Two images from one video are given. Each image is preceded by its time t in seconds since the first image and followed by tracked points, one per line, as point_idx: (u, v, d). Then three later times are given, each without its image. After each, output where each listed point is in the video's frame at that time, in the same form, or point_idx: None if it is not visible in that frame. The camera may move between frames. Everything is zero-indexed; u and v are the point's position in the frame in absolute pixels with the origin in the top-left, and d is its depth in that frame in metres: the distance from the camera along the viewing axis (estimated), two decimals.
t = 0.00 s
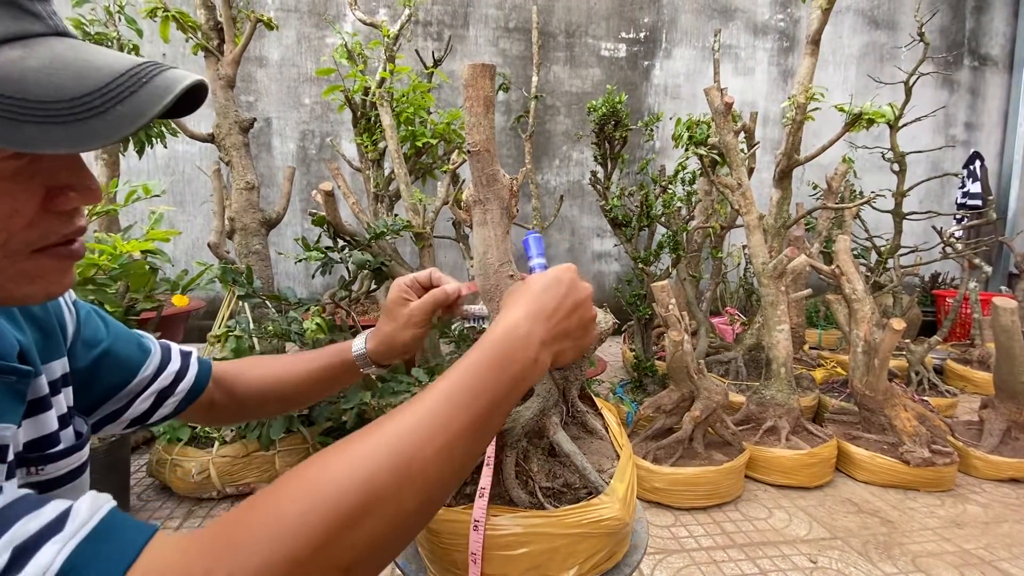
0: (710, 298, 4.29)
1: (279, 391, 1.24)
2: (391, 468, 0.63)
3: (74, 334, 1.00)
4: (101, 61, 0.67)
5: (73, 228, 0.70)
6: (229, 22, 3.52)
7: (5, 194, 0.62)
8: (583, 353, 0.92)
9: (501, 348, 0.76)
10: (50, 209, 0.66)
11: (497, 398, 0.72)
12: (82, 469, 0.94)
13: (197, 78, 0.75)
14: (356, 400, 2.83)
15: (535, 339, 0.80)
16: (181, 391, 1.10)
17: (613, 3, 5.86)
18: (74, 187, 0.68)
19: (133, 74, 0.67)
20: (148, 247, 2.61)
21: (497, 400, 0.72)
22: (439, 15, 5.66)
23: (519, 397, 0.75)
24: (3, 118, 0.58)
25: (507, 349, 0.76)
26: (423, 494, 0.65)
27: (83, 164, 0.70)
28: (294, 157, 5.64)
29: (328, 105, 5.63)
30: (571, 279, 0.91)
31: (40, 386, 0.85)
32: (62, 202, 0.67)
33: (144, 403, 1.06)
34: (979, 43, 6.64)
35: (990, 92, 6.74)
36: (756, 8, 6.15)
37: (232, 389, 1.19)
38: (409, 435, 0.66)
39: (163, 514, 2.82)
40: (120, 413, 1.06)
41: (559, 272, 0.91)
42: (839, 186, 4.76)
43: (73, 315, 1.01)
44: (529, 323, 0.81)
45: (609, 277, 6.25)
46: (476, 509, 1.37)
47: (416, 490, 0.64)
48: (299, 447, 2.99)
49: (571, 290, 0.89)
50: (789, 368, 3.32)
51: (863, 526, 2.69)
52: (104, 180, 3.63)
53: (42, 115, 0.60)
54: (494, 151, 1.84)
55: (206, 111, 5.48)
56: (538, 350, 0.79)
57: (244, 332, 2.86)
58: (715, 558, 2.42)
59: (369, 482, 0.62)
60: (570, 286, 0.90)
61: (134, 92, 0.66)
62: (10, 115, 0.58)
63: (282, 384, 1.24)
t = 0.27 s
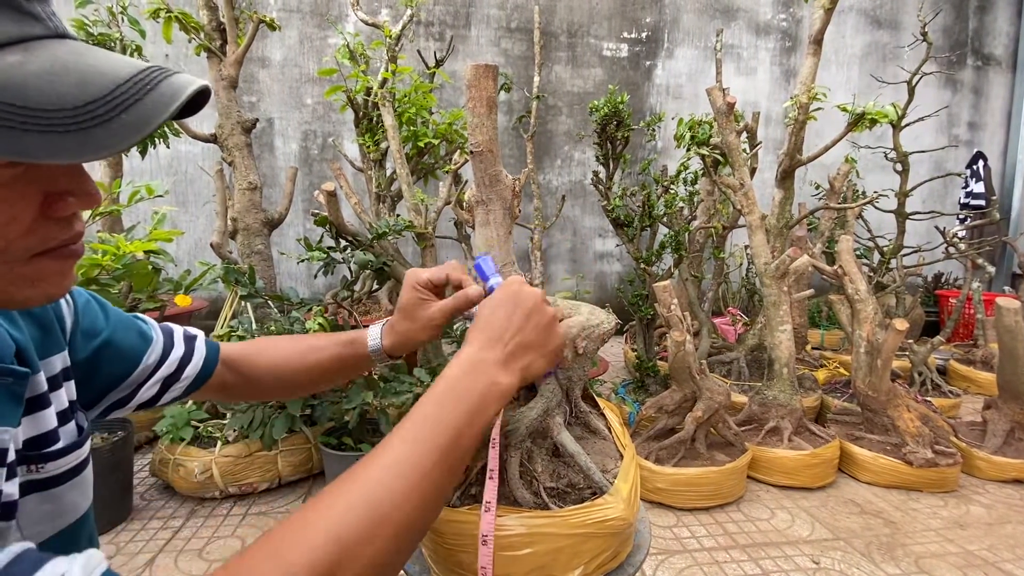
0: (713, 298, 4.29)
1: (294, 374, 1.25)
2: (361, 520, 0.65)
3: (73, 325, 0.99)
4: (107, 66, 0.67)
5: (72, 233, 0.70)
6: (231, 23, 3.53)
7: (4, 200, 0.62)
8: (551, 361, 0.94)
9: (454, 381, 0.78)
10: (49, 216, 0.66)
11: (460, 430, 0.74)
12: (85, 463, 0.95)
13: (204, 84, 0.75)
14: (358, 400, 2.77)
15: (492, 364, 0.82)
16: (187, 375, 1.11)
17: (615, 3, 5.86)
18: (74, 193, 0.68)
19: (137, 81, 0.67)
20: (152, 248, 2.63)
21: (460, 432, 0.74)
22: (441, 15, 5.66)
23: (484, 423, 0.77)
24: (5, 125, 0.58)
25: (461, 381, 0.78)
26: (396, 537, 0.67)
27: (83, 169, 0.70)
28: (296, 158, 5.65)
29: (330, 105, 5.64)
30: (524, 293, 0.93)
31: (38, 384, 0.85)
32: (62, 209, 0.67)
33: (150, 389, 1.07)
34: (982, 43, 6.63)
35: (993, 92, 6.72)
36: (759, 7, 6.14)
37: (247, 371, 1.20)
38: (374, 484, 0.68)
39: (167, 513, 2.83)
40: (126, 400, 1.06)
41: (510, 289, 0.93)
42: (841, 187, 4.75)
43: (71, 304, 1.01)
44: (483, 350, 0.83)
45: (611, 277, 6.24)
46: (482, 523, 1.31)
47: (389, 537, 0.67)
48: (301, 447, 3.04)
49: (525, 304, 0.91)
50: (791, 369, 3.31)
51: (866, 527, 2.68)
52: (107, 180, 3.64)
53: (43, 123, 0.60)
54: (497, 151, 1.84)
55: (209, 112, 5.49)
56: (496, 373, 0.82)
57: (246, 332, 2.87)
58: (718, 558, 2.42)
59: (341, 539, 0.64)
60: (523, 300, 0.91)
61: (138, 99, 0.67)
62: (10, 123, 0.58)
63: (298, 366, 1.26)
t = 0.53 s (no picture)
0: (714, 298, 4.28)
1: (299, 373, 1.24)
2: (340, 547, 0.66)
3: (79, 327, 0.99)
4: (114, 78, 0.67)
5: (74, 240, 0.70)
6: (233, 24, 3.53)
7: (6, 210, 0.62)
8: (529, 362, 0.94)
9: (422, 399, 0.78)
10: (52, 225, 0.66)
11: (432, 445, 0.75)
12: (92, 464, 0.95)
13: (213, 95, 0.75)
14: (360, 400, 2.76)
15: (461, 375, 0.82)
16: (193, 376, 1.11)
17: (616, 3, 5.86)
18: (77, 201, 0.68)
19: (145, 93, 0.67)
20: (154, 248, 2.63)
21: (432, 448, 0.75)
22: (443, 15, 5.66)
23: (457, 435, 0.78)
24: (13, 140, 0.58)
25: (429, 398, 0.78)
26: (377, 557, 0.69)
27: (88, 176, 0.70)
28: (298, 158, 5.66)
29: (332, 106, 5.65)
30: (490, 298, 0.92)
31: (44, 386, 0.86)
32: (64, 217, 0.67)
33: (156, 389, 1.07)
34: (984, 42, 6.61)
35: (996, 92, 6.71)
36: (761, 7, 6.13)
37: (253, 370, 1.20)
38: (350, 511, 0.68)
39: (168, 513, 2.83)
40: (132, 401, 1.06)
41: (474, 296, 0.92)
42: (843, 186, 4.74)
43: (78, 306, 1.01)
44: (450, 364, 0.83)
45: (612, 277, 6.24)
46: (469, 512, 1.27)
47: (370, 559, 0.68)
48: (303, 446, 3.05)
49: (493, 309, 0.90)
50: (792, 369, 3.31)
51: (868, 527, 2.68)
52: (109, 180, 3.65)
53: (51, 137, 0.60)
54: (498, 152, 1.84)
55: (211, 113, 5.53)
56: (466, 385, 0.82)
57: (248, 332, 2.88)
58: (719, 558, 2.42)
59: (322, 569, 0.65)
60: (490, 306, 0.90)
61: (147, 112, 0.67)
62: (16, 137, 0.58)
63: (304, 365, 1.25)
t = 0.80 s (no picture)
0: (716, 298, 4.27)
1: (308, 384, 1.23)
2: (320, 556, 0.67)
3: (87, 333, 0.99)
4: (117, 85, 0.67)
5: (74, 247, 0.70)
6: (235, 24, 3.53)
7: (6, 221, 0.62)
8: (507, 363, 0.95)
9: (396, 406, 0.78)
10: (52, 233, 0.66)
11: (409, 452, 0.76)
12: (98, 470, 0.95)
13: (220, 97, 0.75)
14: (361, 400, 2.81)
15: (438, 380, 0.82)
16: (199, 386, 1.10)
17: (618, 3, 5.86)
18: (77, 208, 0.67)
19: (148, 100, 0.67)
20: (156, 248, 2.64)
21: (409, 454, 0.75)
22: (444, 15, 5.67)
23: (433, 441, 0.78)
24: (15, 152, 0.58)
25: (406, 405, 0.78)
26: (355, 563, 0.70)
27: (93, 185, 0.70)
28: (299, 158, 5.67)
29: (333, 106, 5.65)
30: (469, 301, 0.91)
31: (51, 390, 0.87)
32: (64, 224, 0.66)
33: (161, 398, 1.06)
34: (987, 42, 6.60)
35: (999, 92, 6.69)
36: (762, 7, 6.13)
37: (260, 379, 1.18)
38: (328, 520, 0.69)
39: (170, 512, 2.84)
40: (137, 409, 1.05)
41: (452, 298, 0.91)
42: (845, 186, 4.73)
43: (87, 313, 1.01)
44: (427, 368, 0.83)
45: (613, 276, 6.23)
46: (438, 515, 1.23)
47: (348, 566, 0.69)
48: (304, 446, 3.04)
49: (471, 313, 0.89)
50: (794, 369, 3.30)
51: (870, 527, 2.67)
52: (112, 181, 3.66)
53: (53, 148, 0.60)
54: (499, 151, 1.84)
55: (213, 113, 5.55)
56: (443, 390, 0.82)
57: (249, 332, 2.88)
58: (721, 558, 2.41)
59: None
60: (468, 310, 0.89)
61: (151, 120, 0.67)
62: (19, 149, 0.58)
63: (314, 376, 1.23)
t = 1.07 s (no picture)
0: (718, 298, 4.26)
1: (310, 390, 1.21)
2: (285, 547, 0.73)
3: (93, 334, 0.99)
4: (120, 103, 0.66)
5: (78, 259, 0.69)
6: (237, 24, 3.54)
7: (6, 239, 0.61)
8: (467, 360, 0.99)
9: (358, 405, 0.83)
10: (53, 248, 0.65)
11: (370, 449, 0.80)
12: (100, 472, 0.95)
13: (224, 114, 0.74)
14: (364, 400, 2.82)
15: (397, 379, 0.87)
16: (204, 389, 1.09)
17: (619, 2, 5.86)
18: (79, 220, 0.66)
19: (151, 119, 0.67)
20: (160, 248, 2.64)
21: (371, 451, 0.80)
22: (446, 15, 5.67)
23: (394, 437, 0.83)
24: (14, 175, 0.57)
25: (365, 405, 0.83)
26: (322, 551, 0.76)
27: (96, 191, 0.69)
28: (301, 158, 5.67)
29: (335, 106, 5.65)
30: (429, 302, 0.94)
31: (55, 392, 0.86)
32: (67, 238, 0.65)
33: (164, 400, 1.06)
34: (990, 41, 6.58)
35: (1002, 91, 6.67)
36: (764, 6, 6.12)
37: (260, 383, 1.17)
38: (294, 515, 0.74)
39: (172, 512, 2.84)
40: (142, 411, 1.05)
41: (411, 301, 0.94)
42: (848, 186, 4.72)
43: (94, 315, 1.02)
44: (387, 369, 0.87)
45: (615, 276, 6.23)
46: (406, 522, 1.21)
47: (315, 554, 0.75)
48: (305, 447, 3.00)
49: (430, 314, 0.92)
50: (797, 369, 3.27)
51: (873, 529, 2.66)
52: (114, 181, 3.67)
53: (53, 171, 0.59)
54: (501, 151, 1.83)
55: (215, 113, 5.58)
56: (401, 388, 0.86)
57: (251, 332, 2.89)
58: (723, 559, 2.41)
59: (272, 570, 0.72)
60: (426, 313, 0.92)
61: (155, 140, 0.66)
62: (18, 172, 0.57)
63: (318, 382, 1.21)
